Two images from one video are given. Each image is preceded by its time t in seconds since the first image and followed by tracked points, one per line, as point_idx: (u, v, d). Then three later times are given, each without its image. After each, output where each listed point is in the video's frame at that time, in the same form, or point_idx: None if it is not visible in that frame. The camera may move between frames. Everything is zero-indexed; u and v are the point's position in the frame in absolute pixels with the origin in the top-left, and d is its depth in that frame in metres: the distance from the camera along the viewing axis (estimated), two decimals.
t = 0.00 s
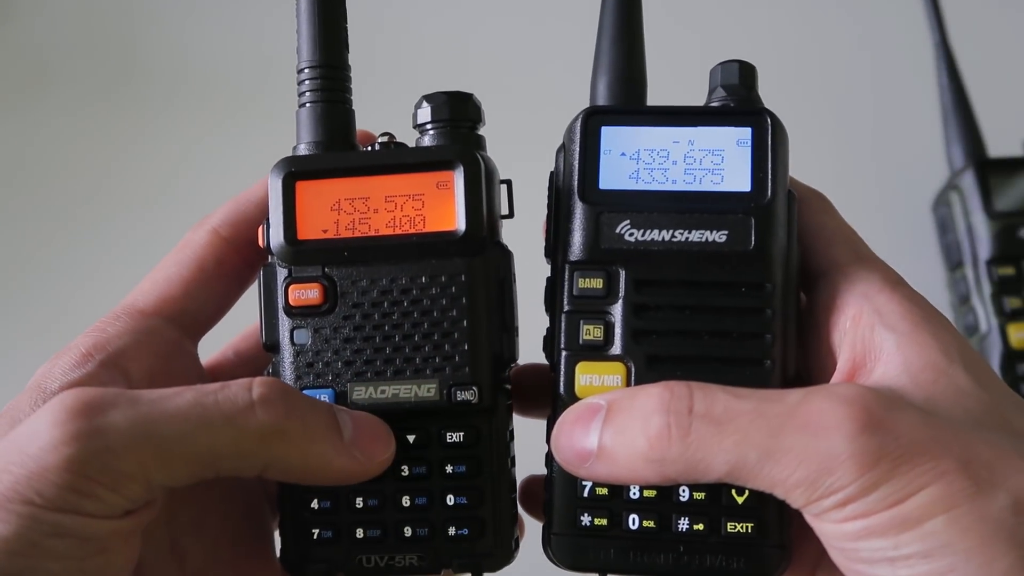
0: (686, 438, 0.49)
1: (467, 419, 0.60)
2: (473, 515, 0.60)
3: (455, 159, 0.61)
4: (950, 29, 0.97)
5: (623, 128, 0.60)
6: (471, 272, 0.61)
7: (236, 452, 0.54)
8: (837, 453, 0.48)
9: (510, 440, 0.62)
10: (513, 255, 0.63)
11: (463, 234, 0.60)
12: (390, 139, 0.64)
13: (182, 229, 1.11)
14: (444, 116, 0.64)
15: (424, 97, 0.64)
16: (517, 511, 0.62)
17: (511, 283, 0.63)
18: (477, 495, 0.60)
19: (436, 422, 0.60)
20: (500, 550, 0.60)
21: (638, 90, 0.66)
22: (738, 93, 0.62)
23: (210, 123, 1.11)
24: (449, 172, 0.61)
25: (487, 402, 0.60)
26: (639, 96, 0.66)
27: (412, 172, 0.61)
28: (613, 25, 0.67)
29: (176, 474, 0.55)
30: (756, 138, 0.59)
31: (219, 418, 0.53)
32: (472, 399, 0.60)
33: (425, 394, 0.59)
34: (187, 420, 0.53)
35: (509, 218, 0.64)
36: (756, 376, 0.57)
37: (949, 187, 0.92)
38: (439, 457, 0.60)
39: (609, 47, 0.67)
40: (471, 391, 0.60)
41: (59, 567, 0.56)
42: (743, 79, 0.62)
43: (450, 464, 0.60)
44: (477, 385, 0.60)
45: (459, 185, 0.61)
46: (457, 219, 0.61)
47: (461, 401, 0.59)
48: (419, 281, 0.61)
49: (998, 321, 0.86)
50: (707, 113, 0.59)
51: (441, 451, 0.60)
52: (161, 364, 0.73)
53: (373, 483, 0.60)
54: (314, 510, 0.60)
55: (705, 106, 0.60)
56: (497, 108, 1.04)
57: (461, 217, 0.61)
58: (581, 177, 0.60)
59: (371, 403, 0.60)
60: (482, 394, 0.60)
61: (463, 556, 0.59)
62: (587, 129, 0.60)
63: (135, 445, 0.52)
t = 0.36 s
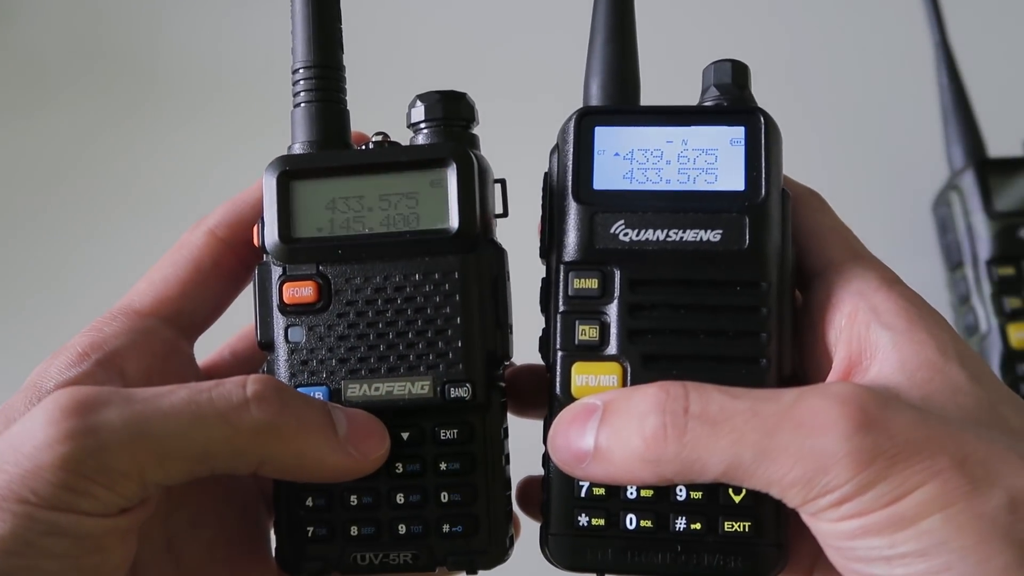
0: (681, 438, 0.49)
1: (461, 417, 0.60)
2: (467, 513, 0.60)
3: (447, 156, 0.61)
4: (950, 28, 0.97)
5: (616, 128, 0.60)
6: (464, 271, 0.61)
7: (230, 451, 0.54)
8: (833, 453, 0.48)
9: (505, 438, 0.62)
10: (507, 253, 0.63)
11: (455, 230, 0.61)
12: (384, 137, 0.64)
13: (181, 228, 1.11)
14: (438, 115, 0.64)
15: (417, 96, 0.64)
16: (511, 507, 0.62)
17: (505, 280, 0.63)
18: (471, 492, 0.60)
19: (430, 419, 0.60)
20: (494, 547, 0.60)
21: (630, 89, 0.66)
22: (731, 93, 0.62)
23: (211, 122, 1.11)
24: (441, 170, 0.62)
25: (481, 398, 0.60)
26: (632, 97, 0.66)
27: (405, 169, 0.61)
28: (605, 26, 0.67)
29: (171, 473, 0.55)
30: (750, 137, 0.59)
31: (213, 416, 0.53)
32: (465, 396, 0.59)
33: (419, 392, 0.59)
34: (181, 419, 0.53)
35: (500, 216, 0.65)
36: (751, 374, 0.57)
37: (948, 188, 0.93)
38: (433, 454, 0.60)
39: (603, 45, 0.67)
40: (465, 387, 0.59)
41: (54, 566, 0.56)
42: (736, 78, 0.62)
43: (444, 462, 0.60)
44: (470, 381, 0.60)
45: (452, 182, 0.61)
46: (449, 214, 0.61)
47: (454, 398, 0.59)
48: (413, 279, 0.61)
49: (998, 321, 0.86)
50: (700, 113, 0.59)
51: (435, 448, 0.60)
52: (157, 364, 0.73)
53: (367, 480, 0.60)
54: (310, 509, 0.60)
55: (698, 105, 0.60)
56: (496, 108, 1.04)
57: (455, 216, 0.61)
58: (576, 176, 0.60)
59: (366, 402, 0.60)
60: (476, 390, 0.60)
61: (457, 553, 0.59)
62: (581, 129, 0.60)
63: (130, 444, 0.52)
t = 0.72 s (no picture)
0: (682, 434, 0.49)
1: (463, 416, 0.60)
2: (469, 511, 0.60)
3: (449, 158, 0.61)
4: (950, 28, 0.97)
5: (617, 125, 0.60)
6: (465, 272, 0.61)
7: (233, 450, 0.54)
8: (833, 452, 0.48)
9: (507, 437, 0.62)
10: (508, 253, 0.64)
11: (457, 231, 0.61)
12: (386, 142, 0.64)
13: (181, 230, 1.11)
14: (439, 119, 0.64)
15: (419, 101, 0.64)
16: (512, 507, 0.62)
17: (506, 279, 0.63)
18: (473, 491, 0.60)
19: (432, 419, 0.60)
20: (496, 545, 0.60)
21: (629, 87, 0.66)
22: (731, 90, 0.62)
23: (206, 123, 1.11)
24: (443, 172, 0.62)
25: (482, 398, 0.60)
26: (633, 94, 0.66)
27: (408, 172, 0.62)
28: (606, 22, 0.67)
29: (174, 474, 0.55)
30: (751, 134, 0.59)
31: (216, 415, 0.53)
32: (468, 395, 0.59)
33: (421, 391, 0.60)
34: (186, 417, 0.53)
35: (501, 220, 0.65)
36: (753, 371, 0.57)
37: (948, 188, 0.93)
38: (435, 453, 0.60)
39: (603, 41, 0.67)
40: (467, 387, 0.59)
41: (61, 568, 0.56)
42: (736, 75, 0.62)
43: (447, 461, 0.60)
44: (472, 380, 0.60)
45: (454, 183, 0.62)
46: (451, 215, 0.61)
47: (456, 397, 0.59)
48: (415, 279, 0.61)
49: (997, 321, 0.87)
50: (701, 110, 0.59)
51: (437, 447, 0.60)
52: (160, 368, 0.74)
53: (369, 480, 0.60)
54: (312, 509, 0.60)
55: (698, 102, 0.60)
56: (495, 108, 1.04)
57: (457, 217, 0.61)
58: (576, 174, 0.60)
59: (367, 401, 0.60)
60: (477, 390, 0.60)
61: (460, 552, 0.59)
62: (582, 128, 0.60)
63: (134, 444, 0.52)
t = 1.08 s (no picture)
0: (703, 398, 0.49)
1: (470, 417, 0.60)
2: (477, 512, 0.59)
3: (454, 163, 0.62)
4: (950, 28, 0.97)
5: (619, 108, 0.61)
6: (471, 275, 0.61)
7: (244, 454, 0.54)
8: (851, 429, 0.48)
9: (515, 440, 0.62)
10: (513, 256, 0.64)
11: (462, 234, 0.61)
12: (391, 148, 0.65)
13: (181, 232, 1.09)
14: (444, 125, 0.64)
15: (423, 108, 0.65)
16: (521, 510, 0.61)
17: (513, 281, 0.63)
18: (481, 492, 0.59)
19: (439, 420, 0.60)
20: (505, 546, 0.59)
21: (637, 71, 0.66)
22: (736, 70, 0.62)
23: (207, 124, 1.09)
24: (448, 176, 0.62)
25: (489, 398, 0.60)
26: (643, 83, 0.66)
27: (414, 177, 0.62)
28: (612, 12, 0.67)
29: (185, 478, 0.55)
30: (750, 105, 0.59)
31: (226, 419, 0.53)
32: (474, 396, 0.59)
33: (428, 392, 0.60)
34: (196, 422, 0.53)
35: (507, 224, 0.66)
36: (763, 337, 0.57)
37: (949, 187, 0.93)
38: (443, 454, 0.60)
39: (610, 31, 0.67)
40: (474, 387, 0.59)
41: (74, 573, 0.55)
42: (739, 55, 0.62)
43: (455, 461, 0.60)
44: (479, 381, 0.60)
45: (459, 188, 0.62)
46: (457, 218, 0.61)
47: (463, 398, 0.59)
48: (422, 282, 0.61)
49: (997, 321, 0.86)
50: (699, 87, 0.60)
51: (445, 448, 0.60)
52: (169, 376, 0.73)
53: (378, 481, 0.60)
54: (322, 510, 0.60)
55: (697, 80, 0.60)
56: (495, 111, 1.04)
57: (461, 218, 0.61)
58: (579, 157, 0.60)
59: (376, 403, 0.60)
60: (484, 390, 0.60)
61: (469, 553, 0.59)
62: (584, 113, 0.61)
63: (146, 449, 0.52)
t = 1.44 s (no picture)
0: (740, 388, 0.50)
1: (478, 415, 0.60)
2: (486, 509, 0.59)
3: (463, 167, 0.62)
4: (951, 29, 0.97)
5: (669, 104, 0.61)
6: (480, 276, 0.61)
7: (254, 462, 0.54)
8: (891, 427, 0.48)
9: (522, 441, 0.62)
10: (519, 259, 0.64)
11: (471, 236, 0.61)
12: (401, 156, 0.65)
13: (178, 234, 1.05)
14: (452, 134, 0.63)
15: (432, 118, 0.64)
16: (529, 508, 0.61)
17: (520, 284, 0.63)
18: (490, 489, 0.59)
19: (449, 418, 0.60)
20: (514, 543, 0.59)
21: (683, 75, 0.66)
22: (780, 77, 0.63)
23: (208, 124, 1.06)
24: (457, 181, 0.63)
25: (497, 397, 0.60)
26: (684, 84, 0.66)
27: (424, 182, 0.63)
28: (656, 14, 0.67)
29: (197, 487, 0.55)
30: (801, 113, 0.60)
31: (235, 428, 0.53)
32: (484, 394, 0.59)
33: (438, 390, 0.60)
34: (206, 431, 0.53)
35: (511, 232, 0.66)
36: (805, 340, 0.58)
37: (949, 187, 0.91)
38: (452, 452, 0.60)
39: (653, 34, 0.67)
40: (483, 385, 0.59)
41: None
42: (785, 63, 0.63)
43: (464, 459, 0.60)
44: (489, 379, 0.60)
45: (468, 193, 0.62)
46: (466, 220, 0.62)
47: (473, 396, 0.59)
48: (432, 283, 0.61)
49: (997, 322, 0.84)
50: (752, 89, 0.61)
51: (454, 446, 0.60)
52: (177, 386, 0.73)
53: (388, 480, 0.60)
54: (331, 509, 0.60)
55: (749, 82, 0.61)
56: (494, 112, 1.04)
57: (470, 219, 0.62)
58: (630, 148, 0.61)
59: (387, 402, 0.60)
60: (491, 388, 0.60)
61: (478, 550, 0.58)
62: (635, 105, 0.61)
63: (157, 459, 0.52)
